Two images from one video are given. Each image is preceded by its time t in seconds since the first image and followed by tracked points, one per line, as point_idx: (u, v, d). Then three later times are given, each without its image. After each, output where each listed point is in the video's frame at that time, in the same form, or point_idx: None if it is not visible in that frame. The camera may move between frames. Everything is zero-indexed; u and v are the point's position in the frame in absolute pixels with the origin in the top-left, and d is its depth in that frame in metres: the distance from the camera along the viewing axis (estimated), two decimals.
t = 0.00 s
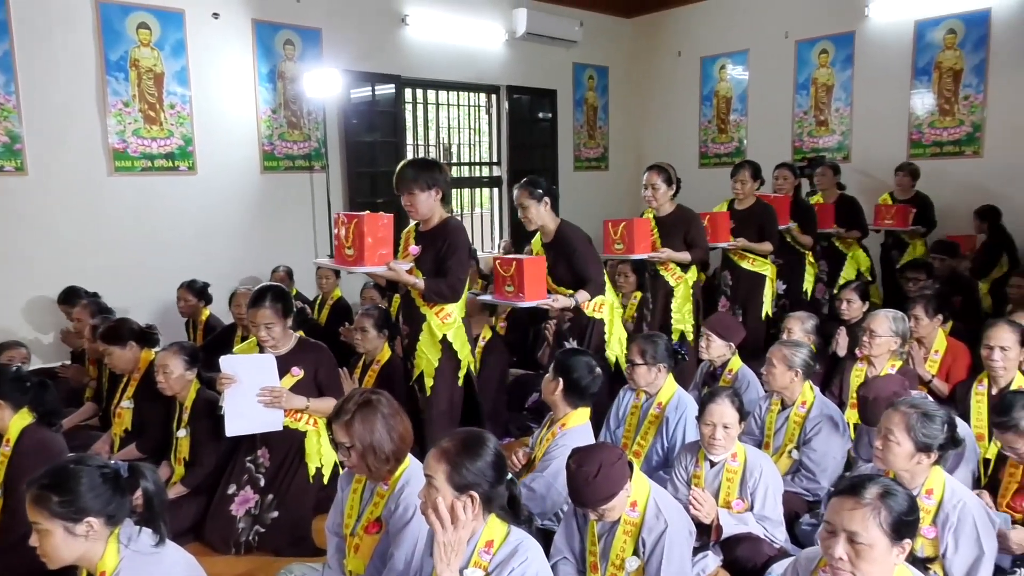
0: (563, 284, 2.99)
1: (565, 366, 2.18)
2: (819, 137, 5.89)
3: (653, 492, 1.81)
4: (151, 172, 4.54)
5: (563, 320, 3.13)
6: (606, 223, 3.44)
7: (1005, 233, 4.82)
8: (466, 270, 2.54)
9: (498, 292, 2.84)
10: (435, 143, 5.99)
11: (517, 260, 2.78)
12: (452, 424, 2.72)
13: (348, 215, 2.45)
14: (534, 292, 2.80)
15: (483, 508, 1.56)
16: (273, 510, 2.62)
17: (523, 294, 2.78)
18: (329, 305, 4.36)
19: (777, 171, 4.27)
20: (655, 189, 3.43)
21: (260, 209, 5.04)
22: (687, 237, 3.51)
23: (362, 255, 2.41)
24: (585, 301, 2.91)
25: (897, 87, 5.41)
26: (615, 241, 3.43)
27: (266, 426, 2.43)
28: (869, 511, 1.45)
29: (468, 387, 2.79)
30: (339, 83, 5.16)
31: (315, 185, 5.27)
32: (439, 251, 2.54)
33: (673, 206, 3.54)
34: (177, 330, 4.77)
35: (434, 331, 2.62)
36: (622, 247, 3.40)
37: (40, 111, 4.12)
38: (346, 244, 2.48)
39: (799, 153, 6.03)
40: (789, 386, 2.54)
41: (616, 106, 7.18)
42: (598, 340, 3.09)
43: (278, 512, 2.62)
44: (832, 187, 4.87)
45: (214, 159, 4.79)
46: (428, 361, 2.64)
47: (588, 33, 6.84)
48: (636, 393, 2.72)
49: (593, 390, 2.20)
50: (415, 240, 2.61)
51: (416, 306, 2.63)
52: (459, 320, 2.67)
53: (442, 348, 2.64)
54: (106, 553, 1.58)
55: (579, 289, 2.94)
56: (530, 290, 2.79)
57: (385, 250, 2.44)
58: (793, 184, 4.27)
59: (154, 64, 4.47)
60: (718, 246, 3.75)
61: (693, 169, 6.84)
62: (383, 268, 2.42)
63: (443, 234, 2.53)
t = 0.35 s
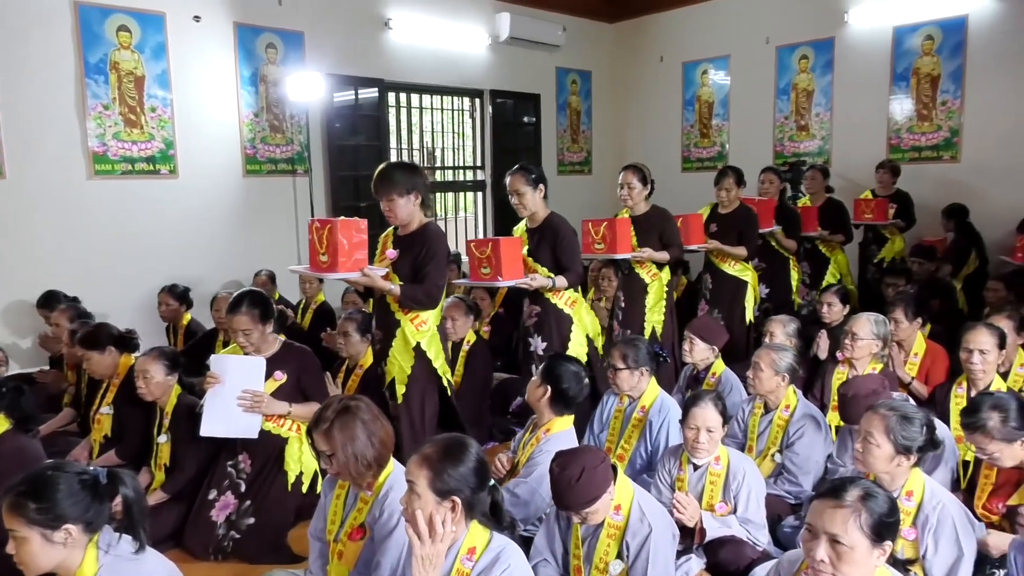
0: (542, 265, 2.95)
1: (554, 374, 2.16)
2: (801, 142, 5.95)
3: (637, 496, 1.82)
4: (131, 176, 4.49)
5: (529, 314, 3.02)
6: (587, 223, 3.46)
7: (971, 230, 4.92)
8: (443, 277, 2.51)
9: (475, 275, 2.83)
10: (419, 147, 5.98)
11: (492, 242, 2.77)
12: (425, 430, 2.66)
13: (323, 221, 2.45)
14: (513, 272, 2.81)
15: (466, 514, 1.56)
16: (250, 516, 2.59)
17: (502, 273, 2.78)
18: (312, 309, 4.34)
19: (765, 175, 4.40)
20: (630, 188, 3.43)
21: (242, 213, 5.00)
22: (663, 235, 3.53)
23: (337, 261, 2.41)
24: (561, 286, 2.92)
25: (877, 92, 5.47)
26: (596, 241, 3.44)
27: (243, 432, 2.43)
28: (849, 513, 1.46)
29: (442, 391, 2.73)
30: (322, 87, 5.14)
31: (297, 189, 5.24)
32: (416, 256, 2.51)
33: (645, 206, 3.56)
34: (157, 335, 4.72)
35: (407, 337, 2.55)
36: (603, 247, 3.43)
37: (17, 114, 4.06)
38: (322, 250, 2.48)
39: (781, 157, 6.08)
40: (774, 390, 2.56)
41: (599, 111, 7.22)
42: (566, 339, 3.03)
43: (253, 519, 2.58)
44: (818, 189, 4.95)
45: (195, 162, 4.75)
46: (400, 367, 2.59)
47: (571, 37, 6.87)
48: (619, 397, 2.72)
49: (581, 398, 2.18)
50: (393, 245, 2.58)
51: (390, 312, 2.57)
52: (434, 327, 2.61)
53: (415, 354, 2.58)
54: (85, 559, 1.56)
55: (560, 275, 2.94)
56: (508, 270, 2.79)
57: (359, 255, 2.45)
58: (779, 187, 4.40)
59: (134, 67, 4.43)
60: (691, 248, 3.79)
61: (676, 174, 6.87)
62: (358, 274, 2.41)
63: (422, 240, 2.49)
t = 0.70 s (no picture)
0: (532, 267, 2.95)
1: (552, 380, 2.15)
2: (794, 144, 5.97)
3: (631, 500, 1.82)
4: (124, 178, 4.47)
5: (514, 316, 3.02)
6: (582, 225, 3.46)
7: (962, 210, 5.00)
8: (428, 283, 2.48)
9: (456, 275, 2.85)
10: (413, 150, 5.98)
11: (472, 241, 2.79)
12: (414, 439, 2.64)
13: (303, 222, 2.44)
14: (491, 272, 2.81)
15: (462, 516, 1.56)
16: (249, 522, 2.59)
17: (481, 274, 2.79)
18: (307, 312, 4.33)
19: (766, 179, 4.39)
20: (622, 189, 3.42)
21: (235, 216, 4.98)
22: (655, 236, 3.54)
23: (316, 263, 2.40)
24: (540, 290, 2.91)
25: (869, 95, 5.50)
26: (592, 243, 3.44)
27: (237, 435, 2.44)
28: (843, 516, 1.47)
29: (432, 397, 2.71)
30: (316, 89, 5.13)
31: (291, 192, 5.22)
32: (403, 262, 2.49)
33: (637, 207, 3.56)
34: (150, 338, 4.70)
35: (395, 344, 2.55)
36: (599, 249, 3.42)
37: (9, 116, 4.04)
38: (302, 253, 2.46)
39: (774, 160, 6.10)
40: (769, 392, 2.57)
41: (593, 113, 7.23)
42: (548, 343, 3.02)
43: (252, 524, 2.59)
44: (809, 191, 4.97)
45: (188, 165, 4.74)
46: (388, 375, 2.57)
47: (565, 40, 6.87)
48: (613, 400, 2.73)
49: (577, 405, 2.17)
50: (382, 250, 2.56)
51: (378, 319, 2.56)
52: (423, 334, 2.60)
53: (403, 362, 2.57)
54: (77, 564, 1.55)
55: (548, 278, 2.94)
56: (487, 270, 2.80)
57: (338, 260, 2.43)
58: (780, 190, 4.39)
59: (127, 69, 4.41)
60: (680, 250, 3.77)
61: (670, 176, 6.89)
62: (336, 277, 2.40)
63: (409, 246, 2.48)
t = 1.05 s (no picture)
0: (530, 269, 2.95)
1: (549, 382, 2.15)
2: (791, 146, 5.98)
3: (629, 500, 1.82)
4: (121, 179, 4.46)
5: (512, 318, 3.03)
6: (581, 226, 3.46)
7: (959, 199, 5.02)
8: (421, 283, 2.47)
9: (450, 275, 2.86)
10: (411, 151, 5.98)
11: (465, 241, 2.80)
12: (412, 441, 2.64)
13: (293, 221, 2.43)
14: (484, 272, 2.82)
15: (461, 516, 1.56)
16: (238, 521, 2.58)
17: (473, 274, 2.80)
18: (304, 313, 4.32)
19: (766, 180, 4.35)
20: (623, 191, 3.42)
21: (233, 217, 4.98)
22: (654, 237, 3.54)
23: (307, 263, 2.39)
24: (534, 290, 2.91)
25: (867, 95, 5.51)
26: (590, 244, 3.44)
27: (234, 436, 2.44)
28: (841, 516, 1.47)
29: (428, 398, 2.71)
30: (313, 90, 5.13)
31: (289, 193, 5.22)
32: (397, 262, 2.48)
33: (638, 210, 3.57)
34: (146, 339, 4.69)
35: (393, 345, 2.54)
36: (598, 249, 3.42)
37: (5, 116, 4.03)
38: (293, 253, 2.46)
39: (771, 161, 6.11)
40: (767, 393, 2.57)
41: (590, 114, 7.23)
42: (544, 345, 3.02)
43: (242, 524, 2.57)
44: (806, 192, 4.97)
45: (185, 165, 4.73)
46: (386, 376, 2.58)
47: (563, 41, 6.88)
48: (610, 401, 2.73)
49: (575, 407, 2.18)
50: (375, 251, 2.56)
51: (375, 321, 2.56)
52: (420, 334, 2.59)
53: (401, 363, 2.57)
54: (73, 565, 1.55)
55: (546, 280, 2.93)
56: (479, 270, 2.80)
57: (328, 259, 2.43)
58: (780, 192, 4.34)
59: (124, 70, 4.41)
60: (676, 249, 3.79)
61: (668, 177, 6.89)
62: (327, 277, 2.40)
63: (402, 246, 2.47)
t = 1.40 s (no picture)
0: (528, 270, 2.95)
1: (547, 384, 2.15)
2: (788, 146, 5.99)
3: (627, 502, 1.82)
4: (118, 180, 4.46)
5: (510, 320, 3.03)
6: (581, 225, 3.46)
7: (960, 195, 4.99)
8: (413, 283, 2.46)
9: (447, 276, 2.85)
10: (408, 152, 5.99)
11: (460, 243, 2.78)
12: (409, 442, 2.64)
13: (284, 221, 2.42)
14: (481, 274, 2.81)
15: (459, 516, 1.56)
16: (235, 523, 2.57)
17: (470, 276, 2.79)
18: (301, 314, 4.32)
19: (766, 180, 4.33)
20: (626, 192, 3.44)
21: (230, 218, 4.98)
22: (655, 239, 3.54)
23: (297, 263, 2.38)
24: (531, 291, 2.91)
25: (864, 96, 5.51)
26: (590, 243, 3.45)
27: (229, 436, 2.45)
28: (838, 517, 1.47)
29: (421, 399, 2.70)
30: (311, 90, 5.12)
31: (286, 193, 5.22)
32: (391, 263, 2.47)
33: (642, 211, 3.58)
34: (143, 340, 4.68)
35: (387, 347, 2.54)
36: (596, 249, 3.42)
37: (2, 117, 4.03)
38: (283, 253, 2.44)
39: (768, 162, 6.12)
40: (765, 393, 2.58)
41: (588, 115, 7.24)
42: (543, 346, 3.02)
43: (239, 525, 2.56)
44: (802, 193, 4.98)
45: (182, 166, 4.72)
46: (381, 378, 2.55)
47: (560, 42, 6.89)
48: (608, 402, 2.73)
49: (572, 409, 2.18)
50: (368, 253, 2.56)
51: (368, 324, 2.55)
52: (414, 335, 2.59)
53: (395, 366, 2.56)
54: (70, 566, 1.55)
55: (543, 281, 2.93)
56: (476, 272, 2.79)
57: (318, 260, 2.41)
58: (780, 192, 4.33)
59: (121, 70, 4.40)
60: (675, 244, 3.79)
61: (665, 178, 6.90)
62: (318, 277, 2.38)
63: (396, 247, 2.47)
